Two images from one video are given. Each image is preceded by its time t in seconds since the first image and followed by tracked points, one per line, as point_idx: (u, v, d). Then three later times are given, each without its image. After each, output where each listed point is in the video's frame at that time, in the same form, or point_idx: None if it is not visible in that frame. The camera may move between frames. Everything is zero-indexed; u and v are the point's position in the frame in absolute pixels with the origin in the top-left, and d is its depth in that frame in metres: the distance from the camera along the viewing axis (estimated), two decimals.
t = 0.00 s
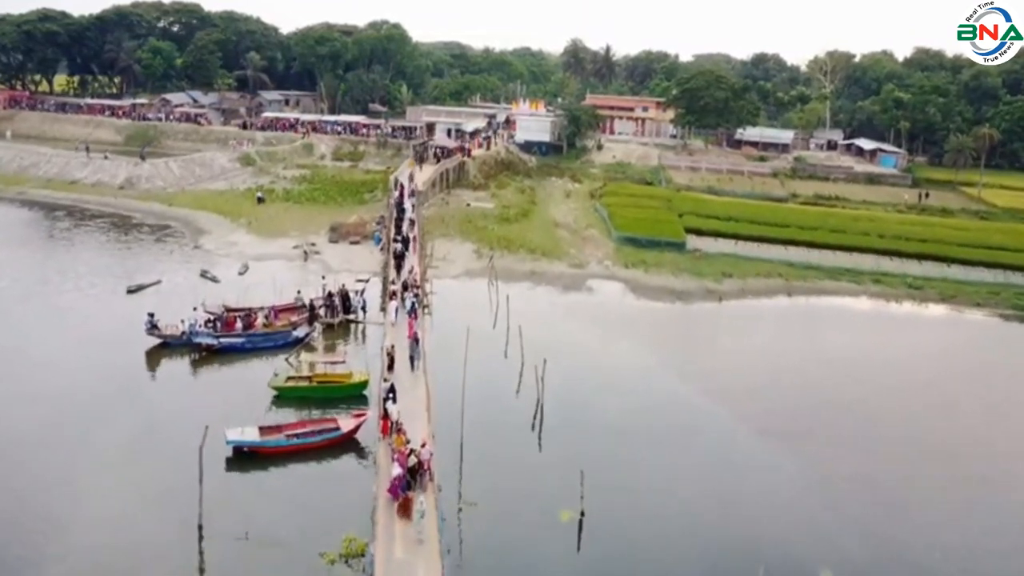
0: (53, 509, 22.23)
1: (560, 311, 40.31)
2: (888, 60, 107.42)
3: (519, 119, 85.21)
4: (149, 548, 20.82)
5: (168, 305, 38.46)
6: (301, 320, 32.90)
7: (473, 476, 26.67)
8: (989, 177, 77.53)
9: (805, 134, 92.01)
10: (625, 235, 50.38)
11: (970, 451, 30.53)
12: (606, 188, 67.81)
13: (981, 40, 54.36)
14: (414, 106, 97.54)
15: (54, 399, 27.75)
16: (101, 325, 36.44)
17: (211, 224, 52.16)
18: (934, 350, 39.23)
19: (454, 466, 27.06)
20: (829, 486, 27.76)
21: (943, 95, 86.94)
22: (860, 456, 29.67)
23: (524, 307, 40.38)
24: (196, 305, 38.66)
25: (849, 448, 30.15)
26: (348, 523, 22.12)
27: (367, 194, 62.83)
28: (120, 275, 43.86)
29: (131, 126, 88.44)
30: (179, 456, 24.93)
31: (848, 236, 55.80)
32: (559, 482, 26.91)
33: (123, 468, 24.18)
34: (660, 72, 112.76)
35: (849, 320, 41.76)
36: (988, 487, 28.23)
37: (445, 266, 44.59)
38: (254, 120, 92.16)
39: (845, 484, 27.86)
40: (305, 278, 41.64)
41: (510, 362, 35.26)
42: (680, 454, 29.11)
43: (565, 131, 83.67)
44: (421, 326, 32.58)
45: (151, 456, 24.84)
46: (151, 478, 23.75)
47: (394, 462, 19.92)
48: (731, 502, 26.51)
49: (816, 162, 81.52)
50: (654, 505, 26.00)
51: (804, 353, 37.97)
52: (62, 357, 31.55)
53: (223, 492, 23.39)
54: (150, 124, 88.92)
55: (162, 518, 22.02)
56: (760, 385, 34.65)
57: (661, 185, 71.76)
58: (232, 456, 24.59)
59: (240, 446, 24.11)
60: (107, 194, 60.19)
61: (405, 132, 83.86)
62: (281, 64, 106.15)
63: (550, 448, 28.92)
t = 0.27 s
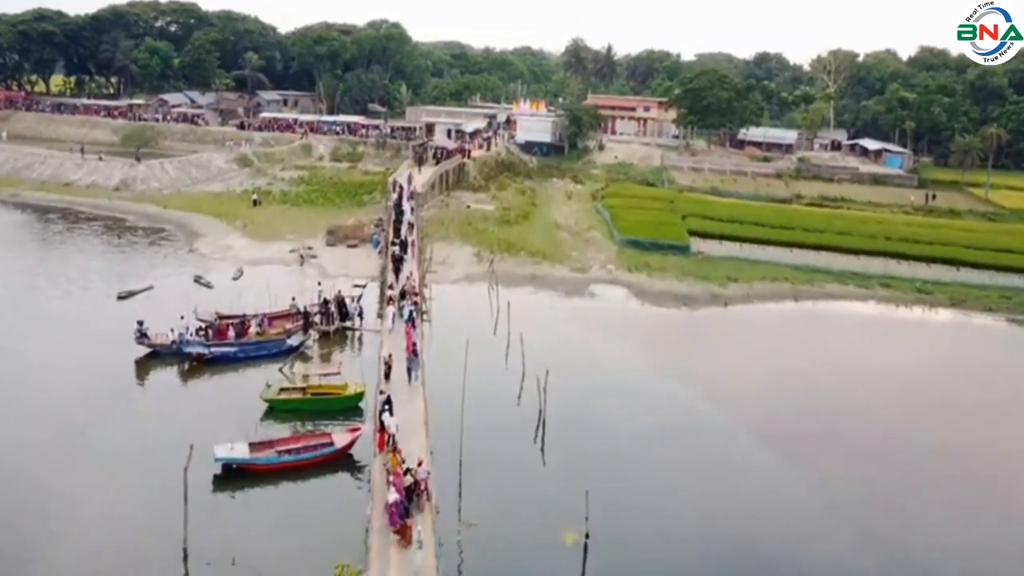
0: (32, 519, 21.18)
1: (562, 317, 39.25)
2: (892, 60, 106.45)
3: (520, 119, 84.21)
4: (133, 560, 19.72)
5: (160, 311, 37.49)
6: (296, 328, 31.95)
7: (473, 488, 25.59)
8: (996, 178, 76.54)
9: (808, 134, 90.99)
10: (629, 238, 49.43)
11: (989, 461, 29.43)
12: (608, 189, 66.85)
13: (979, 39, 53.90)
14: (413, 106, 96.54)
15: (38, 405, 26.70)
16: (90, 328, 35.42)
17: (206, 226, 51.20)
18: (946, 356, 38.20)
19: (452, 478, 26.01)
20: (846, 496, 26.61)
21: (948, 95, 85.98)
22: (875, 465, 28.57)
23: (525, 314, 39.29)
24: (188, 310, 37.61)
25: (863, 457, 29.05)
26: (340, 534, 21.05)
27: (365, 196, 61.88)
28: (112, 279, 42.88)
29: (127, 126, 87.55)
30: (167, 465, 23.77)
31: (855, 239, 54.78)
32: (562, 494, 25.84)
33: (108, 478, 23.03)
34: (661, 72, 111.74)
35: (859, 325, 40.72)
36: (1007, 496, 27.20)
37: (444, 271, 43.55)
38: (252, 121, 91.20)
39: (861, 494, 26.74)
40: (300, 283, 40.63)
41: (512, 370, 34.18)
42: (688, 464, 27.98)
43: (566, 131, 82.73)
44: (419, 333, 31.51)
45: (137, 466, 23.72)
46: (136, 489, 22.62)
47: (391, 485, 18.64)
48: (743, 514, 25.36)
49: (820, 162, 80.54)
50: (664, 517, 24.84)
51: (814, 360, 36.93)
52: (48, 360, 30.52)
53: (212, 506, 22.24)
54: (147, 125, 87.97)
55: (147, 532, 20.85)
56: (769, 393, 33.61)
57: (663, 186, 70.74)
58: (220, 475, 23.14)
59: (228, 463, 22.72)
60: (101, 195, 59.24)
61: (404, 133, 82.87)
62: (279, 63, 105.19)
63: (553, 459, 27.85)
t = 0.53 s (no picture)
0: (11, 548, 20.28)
1: (564, 324, 38.14)
2: (897, 59, 105.27)
3: (521, 119, 83.14)
4: None
5: (151, 319, 36.50)
6: (290, 336, 30.90)
7: (472, 509, 24.59)
8: (1003, 179, 75.49)
9: (813, 134, 89.88)
10: (632, 241, 48.44)
11: (1006, 478, 28.45)
12: (610, 191, 65.84)
13: (981, 39, 53.30)
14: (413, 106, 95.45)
15: (21, 421, 25.76)
16: (79, 337, 34.43)
17: (201, 230, 50.18)
18: (959, 363, 37.16)
19: (451, 498, 25.01)
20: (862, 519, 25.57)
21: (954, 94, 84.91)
22: (888, 481, 27.61)
23: (526, 321, 38.25)
24: (181, 318, 36.59)
25: (876, 473, 28.09)
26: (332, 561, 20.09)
27: (363, 198, 60.86)
28: (104, 284, 41.88)
29: (124, 127, 86.58)
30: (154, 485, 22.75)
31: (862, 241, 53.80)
32: (565, 516, 24.86)
33: (91, 504, 22.00)
34: (664, 71, 110.59)
35: (869, 332, 39.69)
36: None
37: (443, 276, 42.53)
38: (250, 121, 90.15)
39: (875, 515, 25.77)
40: (297, 289, 39.59)
41: (513, 380, 33.09)
42: (696, 484, 26.95)
43: (568, 131, 81.69)
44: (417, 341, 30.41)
45: (123, 487, 22.68)
46: (122, 513, 21.60)
47: (386, 513, 17.80)
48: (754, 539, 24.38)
49: (825, 163, 79.52)
50: (671, 544, 23.84)
51: (824, 368, 35.88)
52: (34, 373, 29.57)
53: (200, 533, 21.16)
54: (143, 125, 86.92)
55: (132, 562, 19.85)
56: (779, 405, 32.60)
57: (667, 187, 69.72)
58: (208, 493, 22.13)
59: (218, 482, 21.73)
60: (95, 198, 58.25)
61: (403, 134, 81.84)
62: (278, 63, 104.10)
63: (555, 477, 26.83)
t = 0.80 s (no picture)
0: None
1: (566, 330, 37.14)
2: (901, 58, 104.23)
3: (521, 120, 82.13)
4: None
5: (143, 325, 35.54)
6: (283, 346, 29.86)
7: (471, 526, 23.59)
8: (1010, 180, 74.52)
9: (817, 134, 88.88)
10: (635, 244, 47.51)
11: None
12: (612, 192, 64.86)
13: (982, 39, 52.48)
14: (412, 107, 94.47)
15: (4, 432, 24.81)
16: (68, 344, 33.46)
17: (196, 233, 49.21)
18: (972, 371, 36.17)
19: (450, 514, 24.00)
20: (879, 535, 24.53)
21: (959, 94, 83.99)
22: (902, 494, 26.64)
23: (528, 327, 37.23)
24: (172, 325, 35.58)
25: (889, 485, 27.12)
26: None
27: (361, 200, 59.88)
28: (95, 288, 40.92)
29: (120, 128, 85.60)
30: (139, 503, 21.68)
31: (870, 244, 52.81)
32: (567, 532, 23.82)
33: (75, 521, 20.96)
34: (666, 71, 109.57)
35: (878, 338, 38.69)
36: None
37: (442, 281, 41.53)
38: (247, 122, 89.18)
39: (888, 529, 24.82)
40: (292, 296, 38.59)
41: (514, 389, 32.06)
42: (705, 498, 25.92)
43: (569, 132, 80.78)
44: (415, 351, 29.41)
45: (106, 503, 21.71)
46: (104, 531, 20.64)
47: (381, 540, 16.89)
48: (767, 556, 23.38)
49: (829, 163, 78.60)
50: (680, 561, 22.80)
51: (834, 376, 34.87)
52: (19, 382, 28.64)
53: (188, 555, 20.14)
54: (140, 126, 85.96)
55: None
56: (789, 415, 31.60)
57: (669, 189, 68.73)
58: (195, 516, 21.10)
59: (204, 504, 20.72)
60: (89, 200, 57.31)
61: (403, 134, 80.88)
62: (277, 63, 103.14)
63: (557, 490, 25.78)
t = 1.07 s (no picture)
0: None
1: (568, 338, 36.00)
2: (906, 58, 103.07)
3: (522, 120, 80.94)
4: None
5: (131, 334, 34.43)
6: (275, 356, 28.71)
7: (470, 551, 22.44)
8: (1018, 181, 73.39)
9: (821, 135, 87.78)
10: (638, 248, 46.44)
11: None
12: (615, 194, 63.75)
13: (982, 38, 51.38)
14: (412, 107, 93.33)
15: None
16: (53, 353, 32.36)
17: (189, 237, 48.12)
18: (988, 380, 35.05)
19: (448, 537, 22.85)
20: (899, 556, 23.42)
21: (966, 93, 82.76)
22: (918, 514, 25.52)
23: (530, 335, 36.09)
24: (162, 334, 34.46)
25: (905, 505, 26.00)
26: None
27: (359, 202, 58.81)
28: (84, 294, 39.79)
29: (116, 129, 84.51)
30: (121, 529, 20.52)
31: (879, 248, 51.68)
32: (572, 555, 22.67)
33: (51, 546, 19.87)
34: (668, 71, 108.34)
35: (891, 346, 37.53)
36: None
37: (441, 286, 40.39)
38: (245, 122, 88.06)
39: (903, 551, 23.75)
40: (286, 303, 37.44)
41: (515, 401, 30.94)
42: (715, 519, 24.77)
43: (570, 133, 79.76)
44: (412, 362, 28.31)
45: (85, 528, 20.58)
46: (82, 559, 19.52)
47: None
48: None
49: (834, 164, 77.46)
50: (682, 565, 22.45)
51: (846, 386, 33.74)
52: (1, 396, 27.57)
53: None
54: (136, 127, 84.93)
55: None
56: (801, 429, 30.47)
57: (673, 191, 67.58)
58: (177, 543, 19.94)
59: (188, 531, 19.55)
60: (82, 203, 56.24)
61: (402, 135, 79.73)
62: (275, 63, 101.88)
63: (561, 511, 24.62)
